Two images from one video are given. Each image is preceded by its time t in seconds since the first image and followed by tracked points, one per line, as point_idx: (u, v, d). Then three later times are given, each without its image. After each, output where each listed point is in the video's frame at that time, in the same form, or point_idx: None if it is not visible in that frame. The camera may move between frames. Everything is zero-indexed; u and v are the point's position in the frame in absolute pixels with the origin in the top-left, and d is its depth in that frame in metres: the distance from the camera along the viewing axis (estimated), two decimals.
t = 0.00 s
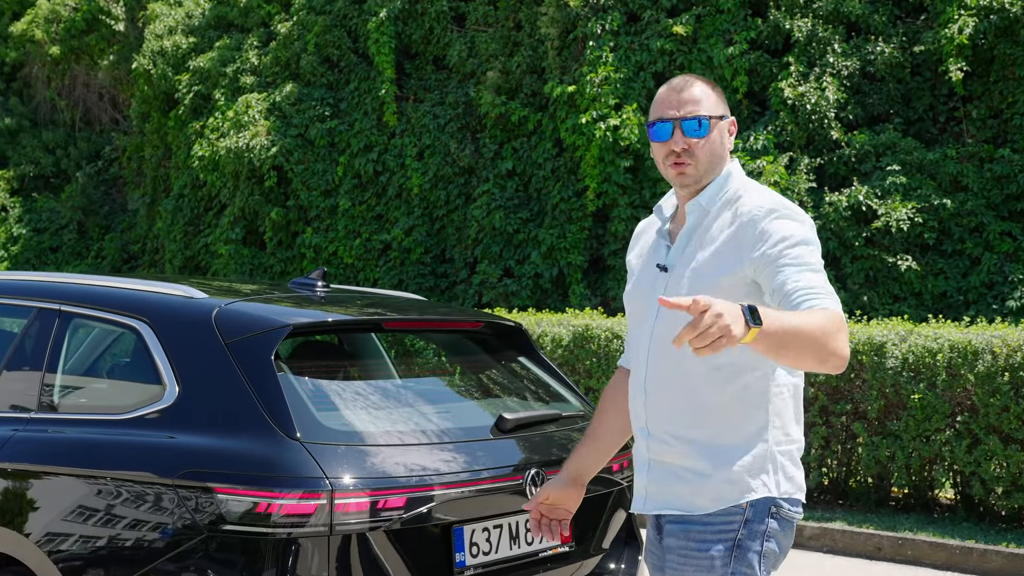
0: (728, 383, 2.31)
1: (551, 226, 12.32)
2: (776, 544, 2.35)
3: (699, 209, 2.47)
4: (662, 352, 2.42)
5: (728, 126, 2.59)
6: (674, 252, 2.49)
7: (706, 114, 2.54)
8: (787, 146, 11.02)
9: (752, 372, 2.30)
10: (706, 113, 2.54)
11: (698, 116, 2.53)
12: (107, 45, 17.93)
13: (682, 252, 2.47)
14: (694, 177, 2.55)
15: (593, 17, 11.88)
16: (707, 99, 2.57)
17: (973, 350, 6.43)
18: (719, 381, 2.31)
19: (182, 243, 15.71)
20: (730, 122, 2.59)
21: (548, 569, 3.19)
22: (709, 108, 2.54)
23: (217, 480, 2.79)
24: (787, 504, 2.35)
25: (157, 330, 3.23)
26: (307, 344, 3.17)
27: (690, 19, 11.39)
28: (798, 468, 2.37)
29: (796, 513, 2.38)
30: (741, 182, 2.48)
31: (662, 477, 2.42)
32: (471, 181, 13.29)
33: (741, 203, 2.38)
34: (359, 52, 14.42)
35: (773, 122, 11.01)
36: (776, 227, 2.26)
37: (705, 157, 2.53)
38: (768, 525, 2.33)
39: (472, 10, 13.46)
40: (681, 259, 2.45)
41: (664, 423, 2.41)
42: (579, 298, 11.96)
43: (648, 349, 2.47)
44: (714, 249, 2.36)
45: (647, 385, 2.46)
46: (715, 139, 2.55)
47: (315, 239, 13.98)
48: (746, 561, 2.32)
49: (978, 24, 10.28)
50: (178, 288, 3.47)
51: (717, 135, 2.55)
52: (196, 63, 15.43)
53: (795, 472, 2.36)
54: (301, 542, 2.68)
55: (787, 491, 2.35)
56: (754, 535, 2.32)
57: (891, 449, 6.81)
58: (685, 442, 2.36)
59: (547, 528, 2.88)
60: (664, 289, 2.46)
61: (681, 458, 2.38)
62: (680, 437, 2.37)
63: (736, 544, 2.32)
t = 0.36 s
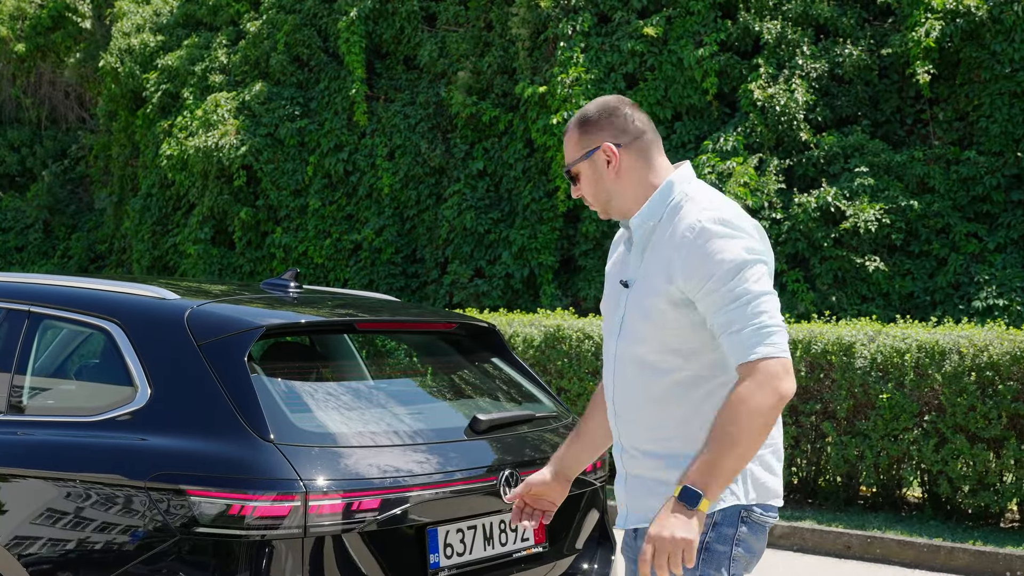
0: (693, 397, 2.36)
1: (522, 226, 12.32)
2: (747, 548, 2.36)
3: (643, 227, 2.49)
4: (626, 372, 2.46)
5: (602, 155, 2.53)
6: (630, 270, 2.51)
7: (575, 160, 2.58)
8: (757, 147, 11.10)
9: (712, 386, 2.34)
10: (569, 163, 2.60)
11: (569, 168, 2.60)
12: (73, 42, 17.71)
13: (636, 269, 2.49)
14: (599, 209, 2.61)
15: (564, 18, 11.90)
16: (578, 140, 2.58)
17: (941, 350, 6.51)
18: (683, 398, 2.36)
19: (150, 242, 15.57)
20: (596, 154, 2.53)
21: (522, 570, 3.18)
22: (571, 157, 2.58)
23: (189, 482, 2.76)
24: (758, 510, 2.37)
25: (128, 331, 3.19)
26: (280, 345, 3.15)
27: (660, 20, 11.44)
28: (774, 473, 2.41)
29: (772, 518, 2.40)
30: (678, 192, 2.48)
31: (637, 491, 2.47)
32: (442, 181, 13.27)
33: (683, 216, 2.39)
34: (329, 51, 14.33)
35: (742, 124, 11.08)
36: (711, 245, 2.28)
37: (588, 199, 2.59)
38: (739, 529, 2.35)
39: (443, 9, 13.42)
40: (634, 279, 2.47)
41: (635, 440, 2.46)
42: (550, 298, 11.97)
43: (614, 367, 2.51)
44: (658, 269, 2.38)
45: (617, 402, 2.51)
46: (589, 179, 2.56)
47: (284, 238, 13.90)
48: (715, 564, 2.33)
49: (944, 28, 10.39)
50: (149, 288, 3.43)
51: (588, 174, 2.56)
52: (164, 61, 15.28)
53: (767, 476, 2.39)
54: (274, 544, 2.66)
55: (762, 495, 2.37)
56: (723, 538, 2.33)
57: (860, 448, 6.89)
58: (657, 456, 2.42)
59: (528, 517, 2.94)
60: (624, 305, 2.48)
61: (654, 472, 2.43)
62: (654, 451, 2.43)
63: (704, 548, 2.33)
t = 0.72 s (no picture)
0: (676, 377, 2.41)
1: (508, 226, 12.32)
2: (748, 534, 2.43)
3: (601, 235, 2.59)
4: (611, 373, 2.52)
5: (559, 185, 2.67)
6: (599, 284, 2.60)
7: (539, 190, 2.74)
8: (743, 148, 11.13)
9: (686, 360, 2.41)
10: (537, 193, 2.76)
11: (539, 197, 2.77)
12: (57, 42, 17.60)
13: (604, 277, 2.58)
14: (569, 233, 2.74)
15: (550, 19, 11.92)
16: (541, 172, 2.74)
17: (927, 350, 6.55)
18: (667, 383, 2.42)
19: (135, 242, 15.50)
20: (555, 184, 2.67)
21: (512, 569, 3.18)
22: (538, 185, 2.74)
23: (180, 481, 2.75)
24: (757, 495, 2.43)
25: (118, 331, 3.17)
26: (269, 345, 3.14)
27: (646, 21, 11.47)
28: (767, 448, 2.48)
29: (774, 508, 2.47)
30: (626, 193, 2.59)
31: (648, 486, 2.47)
32: (428, 181, 13.24)
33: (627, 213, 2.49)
34: (315, 51, 14.29)
35: (728, 124, 11.12)
36: (653, 231, 2.37)
37: (555, 224, 2.73)
38: (737, 517, 2.41)
39: (429, 10, 13.41)
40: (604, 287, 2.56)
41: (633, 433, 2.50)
42: (536, 298, 11.96)
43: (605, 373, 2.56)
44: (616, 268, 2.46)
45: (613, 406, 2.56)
46: (555, 208, 2.71)
47: (270, 238, 13.87)
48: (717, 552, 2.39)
49: (929, 29, 10.46)
50: (140, 288, 3.41)
51: (552, 200, 2.70)
52: (149, 61, 15.21)
53: (763, 458, 2.46)
54: (267, 542, 2.65)
55: (759, 475, 2.44)
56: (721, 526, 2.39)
57: (847, 447, 6.92)
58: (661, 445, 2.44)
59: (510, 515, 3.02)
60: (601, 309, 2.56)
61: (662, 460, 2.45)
62: (655, 441, 2.45)
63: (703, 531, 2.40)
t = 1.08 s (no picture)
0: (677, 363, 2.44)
1: (504, 227, 12.32)
2: (761, 520, 2.46)
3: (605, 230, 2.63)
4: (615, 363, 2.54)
5: (586, 165, 2.70)
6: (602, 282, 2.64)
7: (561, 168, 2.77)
8: (738, 148, 11.14)
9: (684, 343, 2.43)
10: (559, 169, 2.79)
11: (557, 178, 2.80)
12: (53, 42, 17.56)
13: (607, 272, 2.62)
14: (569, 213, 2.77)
15: (545, 19, 11.92)
16: (567, 152, 2.77)
17: (923, 349, 6.56)
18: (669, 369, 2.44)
19: (130, 242, 15.47)
20: (582, 163, 2.70)
21: (509, 567, 3.18)
22: (563, 156, 2.76)
23: (177, 480, 2.75)
24: (770, 482, 2.46)
25: (115, 330, 3.17)
26: (266, 345, 3.13)
27: (642, 21, 11.47)
28: (771, 425, 2.52)
29: (781, 493, 2.50)
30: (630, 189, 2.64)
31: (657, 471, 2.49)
32: (424, 181, 13.24)
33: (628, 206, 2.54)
34: (310, 51, 14.28)
35: (723, 124, 11.13)
36: (654, 218, 2.42)
37: (560, 198, 2.76)
38: (752, 504, 2.44)
39: (425, 10, 13.40)
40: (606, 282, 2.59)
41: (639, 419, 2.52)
42: (532, 298, 11.97)
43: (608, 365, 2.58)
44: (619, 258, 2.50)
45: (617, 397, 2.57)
46: (570, 182, 2.73)
47: (266, 238, 13.86)
48: (733, 540, 2.42)
49: (924, 29, 10.48)
50: (138, 288, 3.41)
51: (570, 179, 2.73)
52: (144, 61, 15.19)
53: (765, 438, 2.48)
54: (263, 542, 2.65)
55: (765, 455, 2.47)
56: (738, 513, 2.42)
57: (843, 447, 6.94)
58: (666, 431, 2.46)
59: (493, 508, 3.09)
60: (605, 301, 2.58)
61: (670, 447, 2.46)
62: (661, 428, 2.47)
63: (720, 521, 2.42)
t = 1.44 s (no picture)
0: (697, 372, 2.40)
1: (501, 227, 12.32)
2: (794, 526, 2.46)
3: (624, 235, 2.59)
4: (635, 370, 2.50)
5: (602, 165, 2.66)
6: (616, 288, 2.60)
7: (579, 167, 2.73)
8: (735, 148, 11.13)
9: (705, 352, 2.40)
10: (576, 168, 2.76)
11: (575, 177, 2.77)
12: (51, 42, 17.55)
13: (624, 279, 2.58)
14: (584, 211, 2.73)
15: (543, 19, 11.94)
16: (584, 150, 2.73)
17: (919, 349, 6.57)
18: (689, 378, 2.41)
19: (128, 243, 15.47)
20: (599, 163, 2.66)
21: (504, 567, 3.18)
22: (581, 155, 2.73)
23: (172, 480, 2.75)
24: (800, 487, 2.46)
25: (110, 330, 3.17)
26: (262, 345, 3.13)
27: (639, 21, 11.48)
28: (796, 430, 2.51)
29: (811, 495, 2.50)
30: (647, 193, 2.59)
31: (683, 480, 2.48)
32: (421, 181, 13.23)
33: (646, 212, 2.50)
34: (307, 51, 14.28)
35: (720, 124, 11.14)
36: (672, 226, 2.38)
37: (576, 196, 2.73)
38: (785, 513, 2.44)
39: (422, 10, 13.40)
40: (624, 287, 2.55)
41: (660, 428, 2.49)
42: (529, 298, 11.97)
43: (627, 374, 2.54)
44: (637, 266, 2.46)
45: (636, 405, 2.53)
46: (586, 181, 2.70)
47: (263, 239, 13.86)
48: (768, 550, 2.42)
49: (921, 29, 10.49)
50: (134, 288, 3.41)
51: (586, 177, 2.70)
52: (142, 62, 15.18)
53: (791, 443, 2.48)
54: (258, 541, 2.65)
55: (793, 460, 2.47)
56: (772, 524, 2.43)
57: (839, 447, 6.94)
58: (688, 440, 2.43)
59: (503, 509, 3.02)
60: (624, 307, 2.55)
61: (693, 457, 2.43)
62: (681, 438, 2.44)
63: (756, 534, 2.42)
